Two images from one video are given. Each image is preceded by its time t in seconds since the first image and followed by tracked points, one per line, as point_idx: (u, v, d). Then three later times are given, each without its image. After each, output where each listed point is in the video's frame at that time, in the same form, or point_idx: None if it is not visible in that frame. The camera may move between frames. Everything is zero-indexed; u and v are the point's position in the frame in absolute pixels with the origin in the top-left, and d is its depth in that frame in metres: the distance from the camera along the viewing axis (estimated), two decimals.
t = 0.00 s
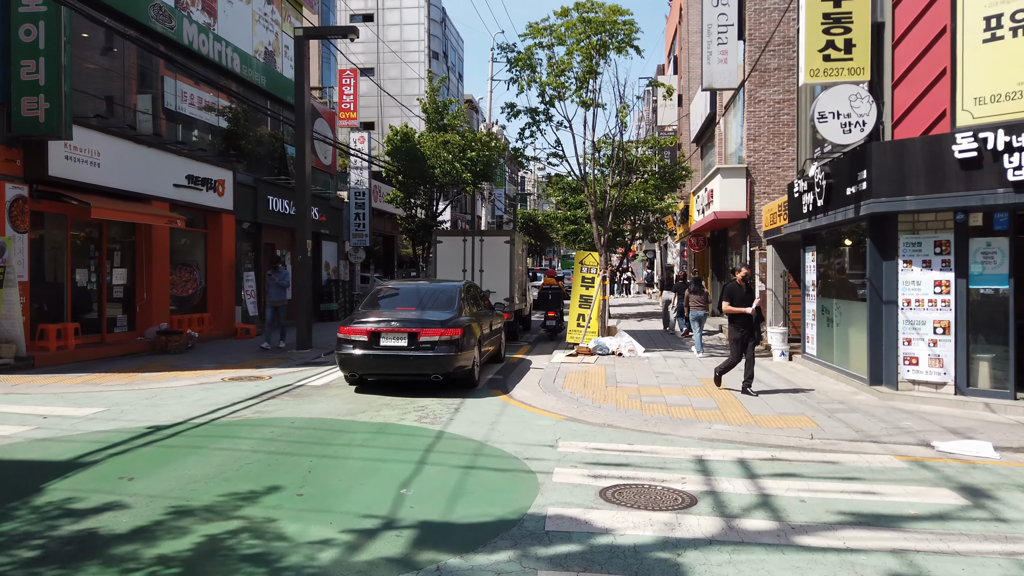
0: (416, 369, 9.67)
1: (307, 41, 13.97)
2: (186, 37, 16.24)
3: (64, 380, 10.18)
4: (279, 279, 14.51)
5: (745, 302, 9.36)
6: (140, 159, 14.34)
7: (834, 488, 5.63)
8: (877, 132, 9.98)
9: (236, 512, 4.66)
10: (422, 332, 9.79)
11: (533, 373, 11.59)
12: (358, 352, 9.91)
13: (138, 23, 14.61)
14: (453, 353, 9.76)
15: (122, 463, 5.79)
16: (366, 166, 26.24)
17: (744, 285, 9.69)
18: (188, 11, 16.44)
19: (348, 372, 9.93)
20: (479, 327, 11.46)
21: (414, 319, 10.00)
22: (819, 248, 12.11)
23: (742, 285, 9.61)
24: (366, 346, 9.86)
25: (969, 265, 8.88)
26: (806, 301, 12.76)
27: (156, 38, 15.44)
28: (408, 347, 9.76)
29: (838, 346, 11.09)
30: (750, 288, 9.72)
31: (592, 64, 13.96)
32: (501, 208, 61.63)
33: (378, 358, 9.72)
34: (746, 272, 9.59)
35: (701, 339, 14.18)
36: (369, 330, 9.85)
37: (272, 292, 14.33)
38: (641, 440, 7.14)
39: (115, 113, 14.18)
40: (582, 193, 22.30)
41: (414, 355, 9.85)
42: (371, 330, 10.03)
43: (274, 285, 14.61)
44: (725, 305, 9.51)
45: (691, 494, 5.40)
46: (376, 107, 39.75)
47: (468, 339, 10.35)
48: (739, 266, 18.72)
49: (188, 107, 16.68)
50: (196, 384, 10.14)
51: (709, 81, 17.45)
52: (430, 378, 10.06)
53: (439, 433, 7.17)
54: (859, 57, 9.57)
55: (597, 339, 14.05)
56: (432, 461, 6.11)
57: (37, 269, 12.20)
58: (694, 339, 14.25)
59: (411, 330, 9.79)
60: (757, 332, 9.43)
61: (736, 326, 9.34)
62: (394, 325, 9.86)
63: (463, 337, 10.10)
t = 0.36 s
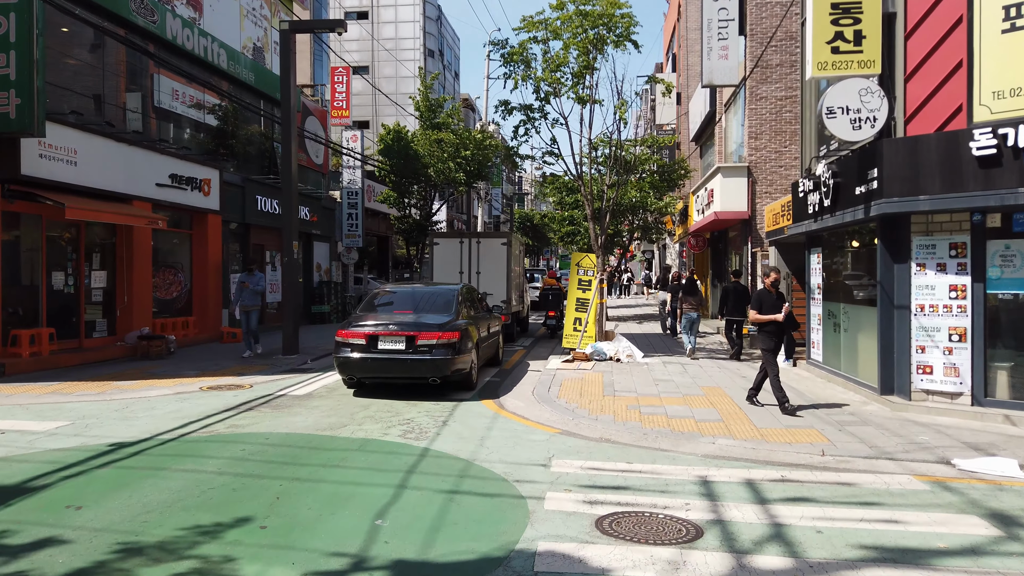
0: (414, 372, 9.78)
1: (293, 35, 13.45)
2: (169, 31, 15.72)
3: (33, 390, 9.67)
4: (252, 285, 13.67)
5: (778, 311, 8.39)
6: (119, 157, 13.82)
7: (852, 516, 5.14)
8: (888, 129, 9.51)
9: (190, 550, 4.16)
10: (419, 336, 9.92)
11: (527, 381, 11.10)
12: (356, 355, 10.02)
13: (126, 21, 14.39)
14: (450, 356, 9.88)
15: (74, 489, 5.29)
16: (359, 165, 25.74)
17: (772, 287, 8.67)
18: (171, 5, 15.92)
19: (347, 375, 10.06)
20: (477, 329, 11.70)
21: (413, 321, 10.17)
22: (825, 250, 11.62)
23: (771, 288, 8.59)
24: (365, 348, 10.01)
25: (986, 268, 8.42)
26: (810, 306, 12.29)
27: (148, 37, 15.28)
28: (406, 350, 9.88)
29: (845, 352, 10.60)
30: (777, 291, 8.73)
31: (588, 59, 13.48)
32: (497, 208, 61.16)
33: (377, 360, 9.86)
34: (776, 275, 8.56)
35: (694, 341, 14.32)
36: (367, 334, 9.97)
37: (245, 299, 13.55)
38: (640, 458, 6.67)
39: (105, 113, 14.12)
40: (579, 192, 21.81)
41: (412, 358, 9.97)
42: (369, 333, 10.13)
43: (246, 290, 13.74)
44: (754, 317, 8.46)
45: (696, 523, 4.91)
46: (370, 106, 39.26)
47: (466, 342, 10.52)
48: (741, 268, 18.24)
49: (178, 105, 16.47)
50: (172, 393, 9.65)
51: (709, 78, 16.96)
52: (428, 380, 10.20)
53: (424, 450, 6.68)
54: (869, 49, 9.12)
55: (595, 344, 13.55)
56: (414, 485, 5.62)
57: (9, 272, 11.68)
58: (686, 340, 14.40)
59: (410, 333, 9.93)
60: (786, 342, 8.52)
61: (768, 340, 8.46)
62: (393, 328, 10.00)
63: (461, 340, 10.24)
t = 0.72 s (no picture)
0: (414, 370, 10.16)
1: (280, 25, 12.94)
2: (154, 22, 15.23)
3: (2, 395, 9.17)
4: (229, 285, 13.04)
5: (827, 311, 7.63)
6: (100, 151, 13.30)
7: (881, 540, 4.64)
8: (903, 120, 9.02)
9: None
10: (420, 334, 10.29)
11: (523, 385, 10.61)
12: (357, 353, 10.41)
13: (116, 15, 14.17)
14: (449, 355, 10.25)
15: (21, 510, 4.78)
16: (353, 162, 25.22)
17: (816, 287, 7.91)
18: None
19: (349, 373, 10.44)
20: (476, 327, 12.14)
21: (414, 320, 10.55)
22: (835, 248, 11.13)
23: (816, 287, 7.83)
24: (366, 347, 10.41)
25: (1009, 266, 7.93)
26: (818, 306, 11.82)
27: (139, 32, 15.08)
28: (407, 349, 10.26)
29: (857, 355, 10.12)
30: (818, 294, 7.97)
31: (588, 50, 13.00)
32: (496, 207, 60.66)
33: (378, 358, 10.26)
34: (822, 273, 7.83)
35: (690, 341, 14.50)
36: (368, 332, 10.35)
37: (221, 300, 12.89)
38: (643, 471, 6.18)
39: (97, 109, 13.80)
40: (578, 190, 21.31)
41: (413, 356, 10.34)
42: (369, 331, 10.51)
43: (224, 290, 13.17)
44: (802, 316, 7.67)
45: (708, 550, 4.41)
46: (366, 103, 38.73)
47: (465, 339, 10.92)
48: (744, 268, 17.75)
49: (172, 103, 16.20)
50: (149, 398, 9.16)
51: (711, 71, 16.47)
52: (428, 377, 10.61)
53: (410, 463, 6.19)
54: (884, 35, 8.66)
55: (594, 346, 13.07)
56: (397, 503, 5.12)
57: None
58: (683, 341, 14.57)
59: (410, 331, 10.32)
60: (831, 350, 7.75)
61: (811, 345, 7.72)
62: (393, 327, 10.39)
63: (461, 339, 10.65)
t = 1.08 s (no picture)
0: (409, 367, 10.34)
1: (263, 14, 12.43)
2: (134, 12, 14.74)
3: None
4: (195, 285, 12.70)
5: (883, 315, 6.75)
6: (75, 146, 12.79)
7: (906, 567, 4.15)
8: (915, 110, 8.56)
9: None
10: (414, 332, 10.47)
11: (515, 388, 10.13)
12: (353, 350, 10.60)
13: (105, 11, 13.93)
14: (444, 352, 10.44)
15: None
16: (345, 159, 24.72)
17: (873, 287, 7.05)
18: None
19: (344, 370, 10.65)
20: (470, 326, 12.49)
21: (409, 319, 10.77)
22: (840, 246, 10.67)
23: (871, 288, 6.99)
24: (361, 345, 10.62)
25: None
26: (822, 307, 11.36)
27: (129, 29, 14.86)
28: (402, 347, 10.46)
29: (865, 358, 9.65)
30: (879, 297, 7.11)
31: (583, 40, 12.54)
32: (492, 207, 60.11)
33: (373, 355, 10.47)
34: (877, 272, 7.00)
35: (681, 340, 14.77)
36: (363, 330, 10.55)
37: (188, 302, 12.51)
38: (640, 484, 5.71)
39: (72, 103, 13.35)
40: (574, 186, 20.82)
41: (407, 354, 10.54)
42: (364, 329, 10.70)
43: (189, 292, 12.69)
44: (855, 321, 6.79)
45: None
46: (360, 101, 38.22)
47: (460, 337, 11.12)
48: (745, 267, 17.28)
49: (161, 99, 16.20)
50: (119, 403, 8.69)
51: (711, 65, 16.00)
52: (423, 376, 10.79)
53: (388, 475, 5.71)
54: (895, 19, 8.25)
55: (589, 347, 12.60)
56: (369, 523, 4.63)
57: None
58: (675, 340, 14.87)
59: (405, 329, 10.53)
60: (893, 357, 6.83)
61: (869, 353, 6.80)
62: (388, 325, 10.61)
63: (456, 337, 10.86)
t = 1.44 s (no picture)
0: (405, 368, 10.42)
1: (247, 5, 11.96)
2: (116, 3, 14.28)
3: None
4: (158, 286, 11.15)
5: (953, 324, 6.15)
6: (52, 141, 12.29)
7: None
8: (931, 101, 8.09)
9: None
10: (410, 333, 10.56)
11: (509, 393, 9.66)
12: (349, 352, 10.69)
13: (95, 8, 13.78)
14: (440, 353, 10.51)
15: None
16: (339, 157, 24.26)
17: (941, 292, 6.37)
18: None
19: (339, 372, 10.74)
20: (467, 328, 12.55)
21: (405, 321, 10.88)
22: (850, 246, 10.18)
23: (939, 293, 6.34)
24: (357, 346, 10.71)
25: None
26: (830, 309, 10.90)
27: (122, 27, 14.73)
28: (397, 348, 10.51)
29: (877, 363, 9.18)
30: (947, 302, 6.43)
31: (580, 31, 12.07)
32: (492, 207, 59.61)
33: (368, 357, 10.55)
34: (946, 274, 6.31)
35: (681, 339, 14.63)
36: (359, 331, 10.65)
37: (146, 303, 10.82)
38: (640, 504, 5.23)
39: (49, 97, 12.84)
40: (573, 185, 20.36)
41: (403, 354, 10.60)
42: (360, 331, 10.78)
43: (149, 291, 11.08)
44: (924, 331, 6.17)
45: None
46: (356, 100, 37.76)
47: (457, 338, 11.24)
48: (748, 267, 16.85)
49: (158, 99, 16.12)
50: (89, 412, 8.22)
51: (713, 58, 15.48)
52: (419, 378, 10.85)
53: (366, 495, 5.24)
54: (910, 4, 7.82)
55: (588, 351, 12.11)
56: (336, 554, 4.15)
57: None
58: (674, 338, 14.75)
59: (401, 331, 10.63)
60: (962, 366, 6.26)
61: (942, 366, 6.19)
62: (383, 326, 10.71)
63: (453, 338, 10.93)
